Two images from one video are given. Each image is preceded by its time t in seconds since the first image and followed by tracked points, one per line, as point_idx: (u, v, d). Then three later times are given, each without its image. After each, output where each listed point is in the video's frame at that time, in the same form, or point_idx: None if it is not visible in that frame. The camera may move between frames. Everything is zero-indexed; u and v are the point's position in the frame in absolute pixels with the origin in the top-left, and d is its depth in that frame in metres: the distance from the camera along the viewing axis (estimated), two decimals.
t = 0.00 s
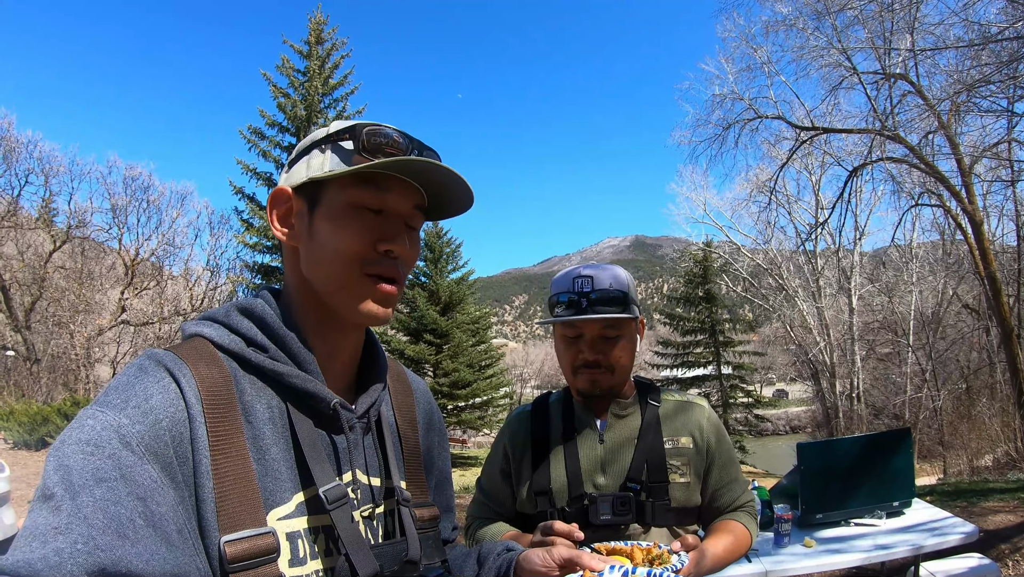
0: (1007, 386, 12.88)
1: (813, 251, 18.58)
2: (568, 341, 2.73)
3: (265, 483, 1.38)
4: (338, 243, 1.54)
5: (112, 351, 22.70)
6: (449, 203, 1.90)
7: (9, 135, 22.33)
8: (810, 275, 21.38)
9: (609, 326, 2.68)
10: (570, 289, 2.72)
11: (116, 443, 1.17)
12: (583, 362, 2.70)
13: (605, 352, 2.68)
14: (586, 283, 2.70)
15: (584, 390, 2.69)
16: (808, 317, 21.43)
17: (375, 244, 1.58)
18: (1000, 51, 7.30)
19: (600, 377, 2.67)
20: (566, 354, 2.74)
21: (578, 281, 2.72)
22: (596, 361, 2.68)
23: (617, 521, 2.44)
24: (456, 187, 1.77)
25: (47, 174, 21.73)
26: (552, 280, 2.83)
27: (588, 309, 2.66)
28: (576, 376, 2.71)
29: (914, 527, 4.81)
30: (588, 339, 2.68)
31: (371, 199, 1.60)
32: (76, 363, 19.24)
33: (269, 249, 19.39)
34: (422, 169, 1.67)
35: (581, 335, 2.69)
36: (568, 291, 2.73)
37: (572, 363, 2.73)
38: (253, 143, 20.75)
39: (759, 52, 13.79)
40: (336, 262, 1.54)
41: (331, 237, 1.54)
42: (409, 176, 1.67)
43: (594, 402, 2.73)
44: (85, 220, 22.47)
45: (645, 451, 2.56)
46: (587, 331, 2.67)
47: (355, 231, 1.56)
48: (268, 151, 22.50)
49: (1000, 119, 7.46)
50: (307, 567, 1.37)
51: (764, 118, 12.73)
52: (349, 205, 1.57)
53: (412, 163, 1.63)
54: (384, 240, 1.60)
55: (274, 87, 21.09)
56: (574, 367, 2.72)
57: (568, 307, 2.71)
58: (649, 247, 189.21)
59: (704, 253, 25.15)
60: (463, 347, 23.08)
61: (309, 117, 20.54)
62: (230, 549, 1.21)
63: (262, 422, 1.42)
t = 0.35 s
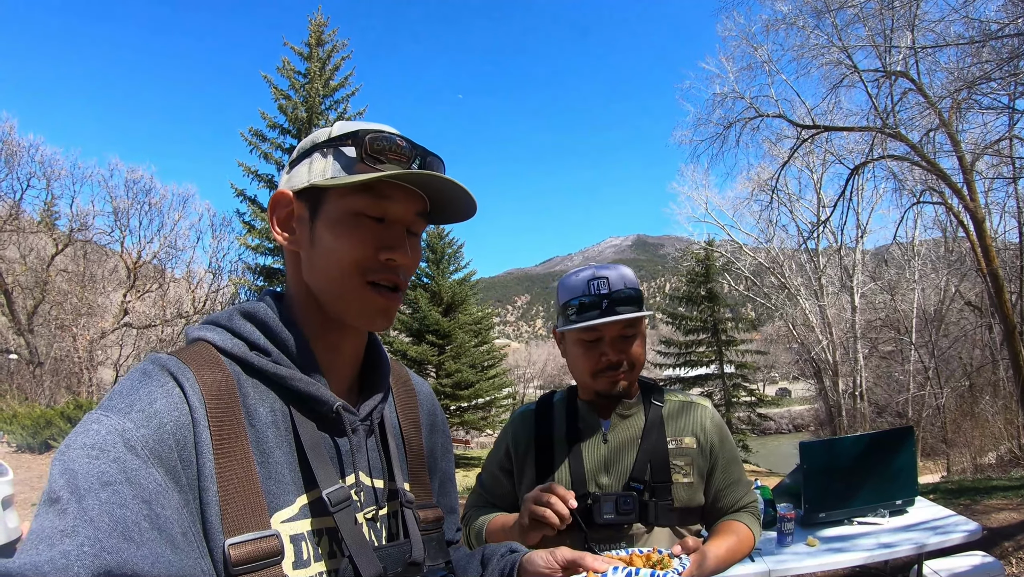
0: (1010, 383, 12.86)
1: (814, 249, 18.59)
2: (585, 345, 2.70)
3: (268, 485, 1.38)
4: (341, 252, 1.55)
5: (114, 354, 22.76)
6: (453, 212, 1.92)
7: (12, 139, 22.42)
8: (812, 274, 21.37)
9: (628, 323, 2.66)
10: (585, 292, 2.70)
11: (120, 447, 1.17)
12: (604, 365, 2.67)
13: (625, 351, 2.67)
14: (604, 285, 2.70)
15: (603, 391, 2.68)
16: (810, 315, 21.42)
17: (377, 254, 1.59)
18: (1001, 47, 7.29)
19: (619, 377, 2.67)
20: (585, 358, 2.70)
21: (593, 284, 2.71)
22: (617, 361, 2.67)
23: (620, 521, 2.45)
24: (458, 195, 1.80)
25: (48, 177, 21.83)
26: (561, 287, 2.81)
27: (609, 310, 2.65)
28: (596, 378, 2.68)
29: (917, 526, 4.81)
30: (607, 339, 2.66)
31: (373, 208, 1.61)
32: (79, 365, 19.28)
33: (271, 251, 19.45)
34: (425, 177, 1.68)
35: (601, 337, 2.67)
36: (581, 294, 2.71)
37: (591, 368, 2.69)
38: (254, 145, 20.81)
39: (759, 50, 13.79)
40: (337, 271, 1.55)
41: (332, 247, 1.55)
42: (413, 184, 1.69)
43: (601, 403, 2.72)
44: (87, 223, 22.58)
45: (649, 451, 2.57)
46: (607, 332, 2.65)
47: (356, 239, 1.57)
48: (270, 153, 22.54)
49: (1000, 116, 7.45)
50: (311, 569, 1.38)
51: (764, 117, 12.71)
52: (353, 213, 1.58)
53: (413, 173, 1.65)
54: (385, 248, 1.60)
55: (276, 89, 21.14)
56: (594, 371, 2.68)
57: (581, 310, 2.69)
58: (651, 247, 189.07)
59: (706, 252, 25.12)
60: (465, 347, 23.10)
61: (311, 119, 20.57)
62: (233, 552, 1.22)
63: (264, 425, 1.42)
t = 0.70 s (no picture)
0: (1014, 381, 12.81)
1: (816, 247, 18.55)
2: (583, 344, 2.70)
3: (265, 485, 1.38)
4: (375, 254, 1.60)
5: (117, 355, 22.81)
6: (449, 230, 1.99)
7: (14, 142, 22.50)
8: (815, 272, 21.32)
9: (624, 325, 2.64)
10: (583, 290, 2.69)
11: (116, 446, 1.17)
12: (600, 365, 2.67)
13: (621, 351, 2.65)
14: (602, 284, 2.68)
15: (600, 391, 2.67)
16: (813, 314, 21.37)
17: (405, 261, 1.66)
18: (1003, 43, 7.25)
19: (616, 378, 2.66)
20: (583, 357, 2.70)
21: (592, 283, 2.70)
22: (613, 362, 2.65)
23: (621, 519, 2.45)
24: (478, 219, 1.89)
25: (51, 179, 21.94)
26: (562, 284, 2.80)
27: (605, 310, 2.64)
28: (592, 377, 2.68)
29: (921, 524, 4.79)
30: (604, 339, 2.65)
31: (407, 215, 1.67)
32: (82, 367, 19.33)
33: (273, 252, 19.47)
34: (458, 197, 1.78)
35: (597, 336, 2.65)
36: (580, 293, 2.71)
37: (588, 367, 2.69)
38: (256, 146, 20.83)
39: (761, 48, 13.75)
40: (370, 272, 1.60)
41: (371, 247, 1.59)
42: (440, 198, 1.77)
43: (603, 402, 2.71)
44: (90, 225, 22.66)
45: (651, 449, 2.56)
46: (604, 332, 2.64)
47: (392, 245, 1.63)
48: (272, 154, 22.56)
49: (1003, 113, 7.42)
50: (308, 569, 1.38)
51: (766, 115, 12.66)
52: (386, 220, 1.62)
53: (452, 193, 1.74)
54: (411, 257, 1.68)
55: (277, 90, 21.16)
56: (590, 369, 2.68)
57: (580, 309, 2.70)
58: (653, 246, 188.80)
59: (708, 251, 25.08)
60: (468, 348, 23.09)
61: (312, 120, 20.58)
62: (230, 551, 1.21)
63: (260, 424, 1.42)
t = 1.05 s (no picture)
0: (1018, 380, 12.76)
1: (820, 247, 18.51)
2: (587, 343, 2.70)
3: (268, 483, 1.38)
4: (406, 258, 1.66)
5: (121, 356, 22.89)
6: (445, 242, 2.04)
7: (18, 144, 22.60)
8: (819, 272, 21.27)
9: (628, 324, 2.61)
10: (587, 290, 2.69)
11: (119, 446, 1.18)
12: (603, 364, 2.67)
13: (624, 351, 2.65)
14: (603, 284, 2.67)
15: (604, 391, 2.68)
16: (817, 314, 21.35)
17: (422, 267, 1.74)
18: (1007, 42, 7.22)
19: (620, 377, 2.66)
20: (586, 357, 2.70)
21: (594, 283, 2.69)
22: (616, 360, 2.66)
23: (625, 518, 2.45)
24: (471, 245, 2.01)
25: (55, 181, 22.03)
26: (566, 283, 2.82)
27: (607, 310, 2.62)
28: (597, 377, 2.68)
29: (924, 523, 4.79)
30: (607, 339, 2.64)
31: (428, 224, 1.74)
32: (87, 368, 19.39)
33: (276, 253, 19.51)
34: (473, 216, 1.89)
35: (600, 336, 2.65)
36: (584, 293, 2.70)
37: (592, 365, 2.69)
38: (259, 147, 20.87)
39: (764, 48, 13.74)
40: (402, 274, 1.66)
41: (403, 250, 1.65)
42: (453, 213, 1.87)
43: (609, 400, 2.71)
44: (93, 227, 22.75)
45: (657, 447, 2.56)
46: (607, 331, 2.63)
47: (416, 252, 1.70)
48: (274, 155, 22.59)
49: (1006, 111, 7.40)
50: (311, 568, 1.39)
51: (769, 114, 12.61)
52: (412, 226, 1.68)
53: (468, 209, 1.84)
54: (426, 264, 1.76)
55: (280, 91, 21.20)
56: (595, 368, 2.69)
57: (584, 308, 2.70)
58: (656, 246, 188.71)
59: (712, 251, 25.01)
60: (472, 349, 23.09)
61: (315, 122, 20.59)
62: (234, 550, 1.22)
63: (264, 422, 1.43)
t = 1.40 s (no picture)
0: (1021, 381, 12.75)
1: (821, 249, 18.49)
2: (589, 340, 2.71)
3: (269, 480, 1.38)
4: (409, 257, 1.66)
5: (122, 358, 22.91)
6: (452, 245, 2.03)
7: (20, 146, 22.63)
8: (821, 273, 21.26)
9: (632, 321, 2.64)
10: (591, 287, 2.69)
11: (121, 442, 1.18)
12: (607, 360, 2.68)
13: (628, 348, 2.66)
14: (608, 280, 2.67)
15: (608, 388, 2.68)
16: (819, 315, 21.33)
17: (424, 267, 1.74)
18: (1008, 42, 7.21)
19: (624, 375, 2.66)
20: (591, 356, 2.71)
21: (598, 279, 2.69)
22: (620, 358, 2.66)
23: (628, 517, 2.44)
24: (476, 247, 2.01)
25: (56, 183, 22.09)
26: (569, 280, 2.81)
27: (610, 306, 2.63)
28: (600, 373, 2.69)
29: (927, 524, 4.77)
30: (610, 335, 2.66)
31: (430, 224, 1.74)
32: (89, 370, 19.42)
33: (278, 255, 19.54)
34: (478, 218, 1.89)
35: (604, 332, 2.67)
36: (587, 289, 2.71)
37: (594, 363, 2.70)
38: (261, 149, 20.90)
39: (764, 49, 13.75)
40: (405, 275, 1.66)
41: (405, 250, 1.64)
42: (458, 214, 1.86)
43: (611, 399, 2.71)
44: (95, 229, 22.79)
45: (659, 447, 2.56)
46: (611, 328, 2.65)
47: (418, 251, 1.69)
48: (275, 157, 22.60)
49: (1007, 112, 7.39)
50: (313, 565, 1.39)
51: (770, 116, 12.59)
52: (414, 226, 1.67)
53: (472, 209, 1.84)
54: (429, 263, 1.76)
55: (281, 94, 21.23)
56: (597, 366, 2.70)
57: (586, 305, 2.70)
58: (657, 249, 188.63)
59: (713, 253, 24.97)
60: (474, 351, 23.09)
61: (317, 124, 20.61)
62: (236, 547, 1.22)
63: (265, 420, 1.43)
